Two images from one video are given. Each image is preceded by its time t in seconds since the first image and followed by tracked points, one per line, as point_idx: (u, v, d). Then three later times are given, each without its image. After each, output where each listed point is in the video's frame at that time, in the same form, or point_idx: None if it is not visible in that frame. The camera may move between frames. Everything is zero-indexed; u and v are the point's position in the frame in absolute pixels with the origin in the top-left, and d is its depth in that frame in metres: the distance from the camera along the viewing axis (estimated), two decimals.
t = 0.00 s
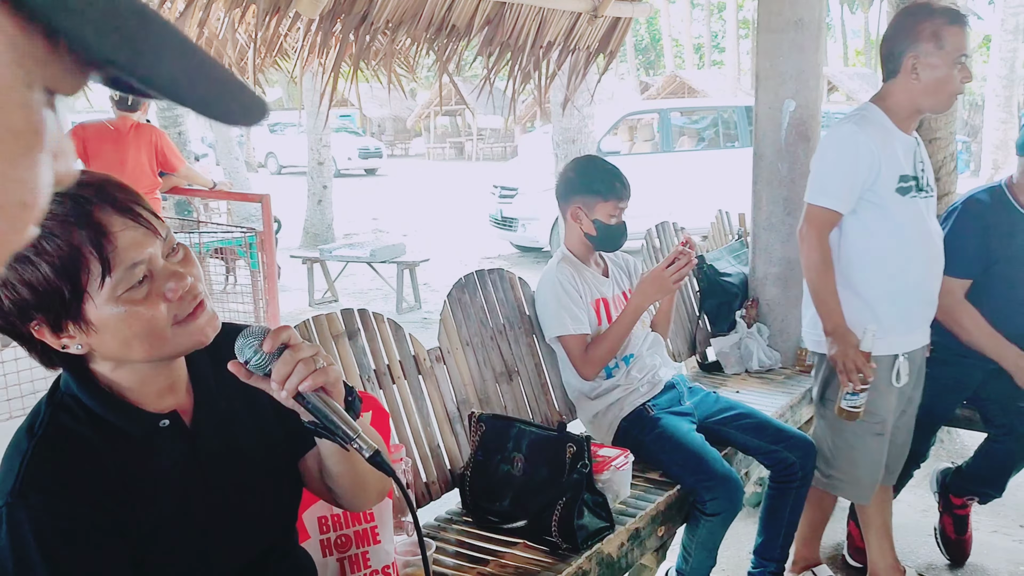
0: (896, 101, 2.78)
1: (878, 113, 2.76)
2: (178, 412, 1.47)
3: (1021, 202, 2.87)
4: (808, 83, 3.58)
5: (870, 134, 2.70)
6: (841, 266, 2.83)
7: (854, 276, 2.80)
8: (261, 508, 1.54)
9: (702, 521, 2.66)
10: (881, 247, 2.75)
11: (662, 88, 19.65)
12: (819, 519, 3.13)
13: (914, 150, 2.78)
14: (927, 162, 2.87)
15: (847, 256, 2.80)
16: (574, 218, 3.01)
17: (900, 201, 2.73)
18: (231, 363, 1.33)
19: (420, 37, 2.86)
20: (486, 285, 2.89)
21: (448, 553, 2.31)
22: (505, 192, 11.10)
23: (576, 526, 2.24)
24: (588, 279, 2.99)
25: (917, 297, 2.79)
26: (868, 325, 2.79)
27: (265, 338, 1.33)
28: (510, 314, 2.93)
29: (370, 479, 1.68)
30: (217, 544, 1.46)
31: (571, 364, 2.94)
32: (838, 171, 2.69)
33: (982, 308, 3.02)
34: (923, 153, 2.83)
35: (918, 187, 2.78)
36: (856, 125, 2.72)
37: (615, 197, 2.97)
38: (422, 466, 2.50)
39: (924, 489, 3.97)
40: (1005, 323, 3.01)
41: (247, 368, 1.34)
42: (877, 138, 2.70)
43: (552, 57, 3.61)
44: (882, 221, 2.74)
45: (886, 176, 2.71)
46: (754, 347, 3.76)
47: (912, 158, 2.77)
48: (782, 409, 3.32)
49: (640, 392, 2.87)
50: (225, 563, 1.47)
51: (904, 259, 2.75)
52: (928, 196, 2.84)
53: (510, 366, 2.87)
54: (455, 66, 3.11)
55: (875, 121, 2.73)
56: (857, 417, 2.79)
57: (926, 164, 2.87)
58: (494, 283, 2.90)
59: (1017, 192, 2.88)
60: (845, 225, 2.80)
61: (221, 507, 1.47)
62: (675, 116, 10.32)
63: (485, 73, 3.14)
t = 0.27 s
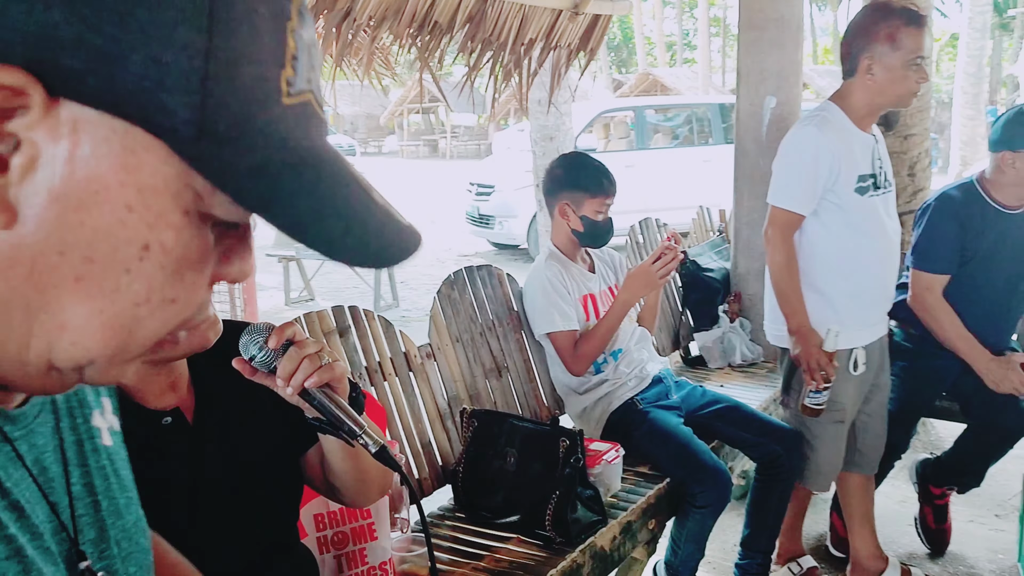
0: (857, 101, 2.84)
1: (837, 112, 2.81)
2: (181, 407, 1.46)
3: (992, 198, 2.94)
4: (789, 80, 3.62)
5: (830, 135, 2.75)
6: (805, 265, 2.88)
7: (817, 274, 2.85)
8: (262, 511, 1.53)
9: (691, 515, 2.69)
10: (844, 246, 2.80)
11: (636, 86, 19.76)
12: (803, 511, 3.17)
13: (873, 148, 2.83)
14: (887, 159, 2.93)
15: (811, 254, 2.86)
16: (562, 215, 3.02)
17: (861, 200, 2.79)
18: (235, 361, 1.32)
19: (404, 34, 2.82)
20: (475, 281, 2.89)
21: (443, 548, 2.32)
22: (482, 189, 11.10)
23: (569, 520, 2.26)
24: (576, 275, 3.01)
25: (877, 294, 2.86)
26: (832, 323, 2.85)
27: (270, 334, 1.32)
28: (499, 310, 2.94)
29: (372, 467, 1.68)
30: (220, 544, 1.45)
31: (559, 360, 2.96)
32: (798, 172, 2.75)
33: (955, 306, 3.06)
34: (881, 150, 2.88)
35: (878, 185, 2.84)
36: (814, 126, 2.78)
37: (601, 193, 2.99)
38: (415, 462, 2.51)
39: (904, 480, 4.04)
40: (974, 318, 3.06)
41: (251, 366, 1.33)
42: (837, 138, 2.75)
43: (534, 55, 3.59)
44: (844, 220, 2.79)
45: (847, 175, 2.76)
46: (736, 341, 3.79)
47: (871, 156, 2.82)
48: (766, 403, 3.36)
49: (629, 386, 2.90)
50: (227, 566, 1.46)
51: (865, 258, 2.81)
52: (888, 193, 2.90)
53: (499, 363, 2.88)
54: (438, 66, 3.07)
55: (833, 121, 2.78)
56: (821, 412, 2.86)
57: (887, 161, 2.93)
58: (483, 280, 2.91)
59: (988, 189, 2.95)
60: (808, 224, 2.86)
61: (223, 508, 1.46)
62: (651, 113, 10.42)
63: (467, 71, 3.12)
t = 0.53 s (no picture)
0: (815, 94, 2.89)
1: (801, 106, 2.87)
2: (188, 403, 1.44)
3: (964, 189, 3.02)
4: (766, 74, 3.68)
5: (795, 128, 2.81)
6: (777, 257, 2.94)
7: (788, 266, 2.92)
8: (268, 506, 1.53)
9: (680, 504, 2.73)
10: (813, 237, 2.87)
11: (602, 82, 19.82)
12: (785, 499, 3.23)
13: (837, 139, 2.89)
14: (852, 150, 2.99)
15: (781, 246, 2.92)
16: (546, 210, 3.03)
17: (828, 191, 2.85)
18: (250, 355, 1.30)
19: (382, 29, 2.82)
20: (463, 276, 2.92)
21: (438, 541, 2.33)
22: (452, 185, 11.07)
23: (564, 511, 2.28)
24: (561, 269, 3.02)
25: (847, 283, 2.93)
26: (804, 312, 2.92)
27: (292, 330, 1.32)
28: (486, 304, 2.96)
29: (382, 462, 1.65)
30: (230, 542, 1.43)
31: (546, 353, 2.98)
32: (765, 166, 2.81)
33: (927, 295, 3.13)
34: (846, 142, 2.95)
35: (843, 175, 2.90)
36: (779, 121, 2.83)
37: (585, 188, 3.00)
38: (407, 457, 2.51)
39: (878, 467, 4.13)
40: (945, 306, 3.14)
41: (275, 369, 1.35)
42: (801, 131, 2.81)
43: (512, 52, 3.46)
44: (811, 211, 2.85)
45: (812, 168, 2.82)
46: (717, 333, 3.86)
47: (836, 148, 2.88)
48: (747, 394, 3.41)
49: (616, 378, 2.93)
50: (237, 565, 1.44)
51: (834, 248, 2.88)
52: (855, 183, 2.97)
53: (487, 356, 2.91)
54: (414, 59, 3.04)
55: (797, 114, 2.84)
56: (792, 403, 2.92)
57: (852, 152, 2.99)
58: (470, 275, 2.94)
59: (961, 181, 3.04)
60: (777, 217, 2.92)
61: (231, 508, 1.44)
62: (619, 110, 10.45)
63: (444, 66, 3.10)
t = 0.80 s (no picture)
0: (789, 88, 2.93)
1: (769, 101, 2.91)
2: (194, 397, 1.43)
3: (944, 182, 3.10)
4: (743, 69, 3.73)
5: (761, 123, 2.86)
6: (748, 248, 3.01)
7: (761, 256, 2.97)
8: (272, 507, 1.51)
9: (667, 493, 2.77)
10: (782, 228, 2.92)
11: (572, 77, 19.87)
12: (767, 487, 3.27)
13: (807, 131, 2.93)
14: (824, 142, 3.03)
15: (750, 238, 2.99)
16: (529, 204, 3.04)
17: (795, 183, 2.90)
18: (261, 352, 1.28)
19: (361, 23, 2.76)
20: (448, 271, 2.94)
21: (430, 533, 2.35)
22: (425, 181, 11.04)
23: (553, 500, 2.31)
24: (544, 262, 3.04)
25: (817, 272, 2.98)
26: (774, 302, 2.98)
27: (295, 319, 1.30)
28: (470, 299, 2.99)
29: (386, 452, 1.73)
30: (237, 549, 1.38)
31: (530, 346, 3.01)
32: (731, 161, 2.86)
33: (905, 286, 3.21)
34: (816, 134, 2.99)
35: (812, 167, 2.95)
36: (744, 116, 2.88)
37: (568, 181, 3.01)
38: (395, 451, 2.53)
39: (854, 455, 4.21)
40: (923, 298, 3.21)
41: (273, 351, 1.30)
42: (767, 126, 2.86)
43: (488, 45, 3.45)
44: (779, 203, 2.91)
45: (778, 161, 2.87)
46: (696, 325, 3.92)
47: (805, 141, 2.93)
48: (727, 384, 3.46)
49: (600, 369, 2.96)
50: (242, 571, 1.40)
51: (802, 239, 2.93)
52: (827, 174, 3.01)
53: (473, 351, 2.94)
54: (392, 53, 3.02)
55: (764, 109, 2.89)
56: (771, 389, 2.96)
57: (824, 144, 3.03)
58: (456, 270, 2.95)
59: (940, 174, 3.12)
60: (749, 209, 2.97)
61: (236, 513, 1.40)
62: (590, 105, 10.53)
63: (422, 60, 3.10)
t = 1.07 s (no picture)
0: (773, 80, 2.96)
1: (756, 91, 2.94)
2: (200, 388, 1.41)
3: (933, 177, 3.16)
4: (725, 63, 3.76)
5: (747, 113, 2.89)
6: (729, 235, 3.06)
7: (744, 244, 3.01)
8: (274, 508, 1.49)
9: (655, 483, 2.80)
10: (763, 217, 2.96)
11: (548, 73, 19.87)
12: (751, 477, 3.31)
13: (791, 122, 2.97)
14: (810, 132, 3.06)
15: (732, 225, 3.03)
16: (516, 198, 3.05)
17: (779, 173, 2.93)
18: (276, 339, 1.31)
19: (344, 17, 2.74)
20: (434, 266, 2.96)
21: (422, 526, 2.36)
22: (403, 177, 10.99)
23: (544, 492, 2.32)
24: (531, 256, 3.05)
25: (796, 261, 3.01)
26: (751, 289, 3.02)
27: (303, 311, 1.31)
28: (458, 293, 3.01)
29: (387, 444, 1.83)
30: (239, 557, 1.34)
31: (517, 340, 3.02)
32: (714, 150, 2.90)
33: (889, 277, 3.28)
34: (801, 125, 3.02)
35: (796, 158, 2.98)
36: (731, 104, 2.92)
37: (553, 176, 3.02)
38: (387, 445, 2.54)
39: (835, 444, 4.27)
40: (907, 289, 3.29)
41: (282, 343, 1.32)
42: (753, 116, 2.89)
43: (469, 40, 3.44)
44: (762, 192, 2.94)
45: (762, 150, 2.91)
46: (680, 317, 3.95)
47: (789, 131, 2.96)
48: (712, 376, 3.50)
49: (588, 362, 2.98)
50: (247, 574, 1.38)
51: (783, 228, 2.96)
52: (811, 165, 3.04)
53: (461, 344, 2.96)
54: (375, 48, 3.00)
55: (751, 99, 2.91)
56: (744, 372, 2.99)
57: (810, 134, 3.06)
58: (442, 265, 2.98)
59: (930, 169, 3.17)
60: (732, 198, 3.01)
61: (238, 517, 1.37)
62: (568, 100, 10.57)
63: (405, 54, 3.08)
